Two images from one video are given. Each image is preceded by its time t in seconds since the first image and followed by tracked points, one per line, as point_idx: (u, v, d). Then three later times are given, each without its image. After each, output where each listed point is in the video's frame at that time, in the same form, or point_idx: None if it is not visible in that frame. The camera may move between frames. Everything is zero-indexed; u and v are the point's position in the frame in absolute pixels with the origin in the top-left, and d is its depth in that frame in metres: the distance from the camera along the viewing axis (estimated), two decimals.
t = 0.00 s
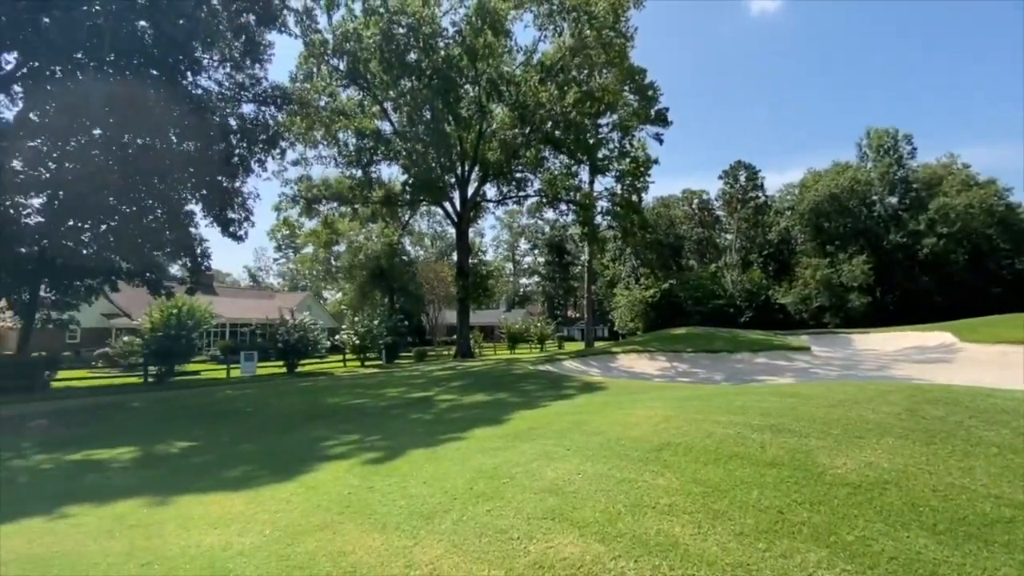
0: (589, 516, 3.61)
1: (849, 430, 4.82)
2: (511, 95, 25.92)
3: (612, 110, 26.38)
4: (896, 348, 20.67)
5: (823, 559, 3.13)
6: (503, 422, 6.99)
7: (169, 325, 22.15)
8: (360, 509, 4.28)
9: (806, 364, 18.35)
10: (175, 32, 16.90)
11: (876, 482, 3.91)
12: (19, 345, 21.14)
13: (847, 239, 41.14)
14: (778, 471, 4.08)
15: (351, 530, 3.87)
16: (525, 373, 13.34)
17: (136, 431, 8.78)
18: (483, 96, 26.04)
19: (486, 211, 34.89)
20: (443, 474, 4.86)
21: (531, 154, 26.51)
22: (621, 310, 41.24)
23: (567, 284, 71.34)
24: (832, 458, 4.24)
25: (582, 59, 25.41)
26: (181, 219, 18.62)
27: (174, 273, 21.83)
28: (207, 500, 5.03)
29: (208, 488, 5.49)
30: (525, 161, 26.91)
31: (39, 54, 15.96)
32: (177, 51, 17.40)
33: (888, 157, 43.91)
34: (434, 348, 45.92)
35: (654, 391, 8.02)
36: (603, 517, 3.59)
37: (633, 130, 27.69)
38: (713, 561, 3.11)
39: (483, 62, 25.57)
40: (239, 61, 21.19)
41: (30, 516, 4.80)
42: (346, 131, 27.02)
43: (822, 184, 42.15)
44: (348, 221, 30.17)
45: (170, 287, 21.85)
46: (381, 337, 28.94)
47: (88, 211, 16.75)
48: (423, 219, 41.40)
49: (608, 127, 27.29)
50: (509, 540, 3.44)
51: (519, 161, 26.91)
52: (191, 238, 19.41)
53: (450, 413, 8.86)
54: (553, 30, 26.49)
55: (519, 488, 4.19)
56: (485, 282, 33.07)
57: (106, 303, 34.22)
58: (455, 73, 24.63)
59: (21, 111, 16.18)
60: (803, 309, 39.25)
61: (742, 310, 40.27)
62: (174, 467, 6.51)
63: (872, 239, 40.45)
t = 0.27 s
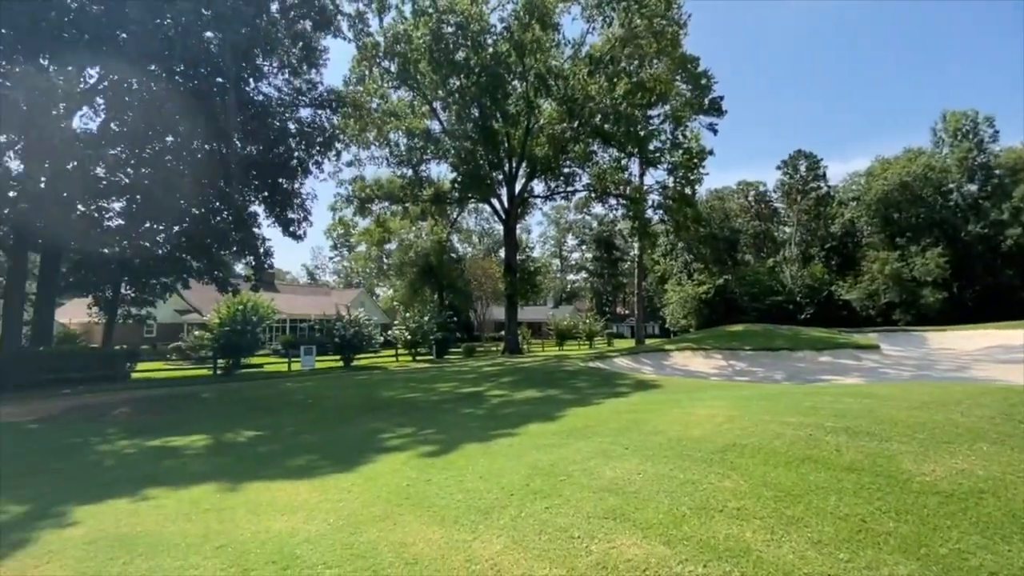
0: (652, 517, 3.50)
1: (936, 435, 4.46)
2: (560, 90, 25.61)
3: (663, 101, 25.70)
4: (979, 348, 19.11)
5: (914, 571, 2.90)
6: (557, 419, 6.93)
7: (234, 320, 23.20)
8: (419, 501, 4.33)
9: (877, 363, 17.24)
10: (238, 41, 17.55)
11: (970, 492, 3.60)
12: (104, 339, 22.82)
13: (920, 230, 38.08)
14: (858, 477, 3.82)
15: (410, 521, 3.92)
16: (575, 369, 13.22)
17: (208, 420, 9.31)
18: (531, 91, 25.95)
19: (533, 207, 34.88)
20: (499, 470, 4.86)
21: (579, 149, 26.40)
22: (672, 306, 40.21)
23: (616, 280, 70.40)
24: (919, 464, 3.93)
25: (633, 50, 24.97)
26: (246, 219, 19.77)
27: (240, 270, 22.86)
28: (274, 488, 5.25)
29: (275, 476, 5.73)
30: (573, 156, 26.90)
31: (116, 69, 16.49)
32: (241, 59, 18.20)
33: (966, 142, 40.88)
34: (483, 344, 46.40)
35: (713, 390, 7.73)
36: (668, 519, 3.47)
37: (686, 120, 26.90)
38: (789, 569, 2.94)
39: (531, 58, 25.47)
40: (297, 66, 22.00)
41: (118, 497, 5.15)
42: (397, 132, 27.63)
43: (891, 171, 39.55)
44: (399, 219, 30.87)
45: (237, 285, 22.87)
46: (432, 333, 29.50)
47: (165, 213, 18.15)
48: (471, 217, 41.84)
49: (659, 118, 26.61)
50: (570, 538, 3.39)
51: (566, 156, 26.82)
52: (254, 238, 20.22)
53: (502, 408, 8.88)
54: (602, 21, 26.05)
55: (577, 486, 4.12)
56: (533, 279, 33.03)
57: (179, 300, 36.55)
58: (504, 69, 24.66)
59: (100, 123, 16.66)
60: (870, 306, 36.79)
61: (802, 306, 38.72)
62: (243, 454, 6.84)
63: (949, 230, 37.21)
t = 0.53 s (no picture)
0: (710, 520, 3.34)
1: None
2: (601, 80, 24.92)
3: (709, 88, 24.86)
4: None
5: None
6: (602, 416, 6.77)
7: (284, 315, 24.02)
8: (465, 494, 4.30)
9: (946, 363, 16.12)
10: (288, 44, 18.21)
11: None
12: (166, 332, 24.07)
13: (992, 220, 35.45)
14: (937, 494, 3.56)
15: (457, 516, 3.87)
16: (619, 365, 12.97)
17: (260, 410, 9.62)
18: (572, 82, 25.59)
19: (574, 201, 34.54)
20: (546, 465, 4.78)
21: (621, 141, 25.94)
22: (719, 302, 39.02)
23: (659, 274, 69.08)
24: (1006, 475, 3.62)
25: (678, 37, 24.32)
26: (295, 217, 20.47)
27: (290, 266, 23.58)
28: (324, 478, 5.34)
29: (324, 466, 5.83)
30: (614, 148, 26.48)
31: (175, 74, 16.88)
32: (289, 61, 18.73)
33: None
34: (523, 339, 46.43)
35: (768, 389, 7.38)
36: (727, 523, 3.32)
37: (734, 108, 25.94)
38: None
39: (572, 49, 25.09)
40: (342, 67, 22.42)
41: (179, 482, 5.36)
42: (438, 129, 27.80)
43: (959, 157, 36.95)
44: (440, 215, 31.23)
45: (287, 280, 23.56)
46: (473, 328, 29.72)
47: (221, 213, 19.01)
48: (512, 212, 41.82)
49: (705, 107, 25.78)
50: (621, 540, 3.26)
51: (608, 147, 26.42)
52: (303, 233, 20.73)
53: (546, 403, 8.79)
54: (646, 8, 25.43)
55: (628, 485, 4.00)
56: (574, 274, 32.78)
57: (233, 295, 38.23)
58: (544, 62, 24.46)
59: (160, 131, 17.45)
60: (936, 302, 34.43)
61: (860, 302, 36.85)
62: (294, 444, 7.01)
63: None
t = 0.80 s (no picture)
0: (766, 529, 3.17)
1: None
2: (639, 69, 24.25)
3: (753, 75, 23.96)
4: None
5: None
6: (643, 413, 6.54)
7: (324, 310, 24.38)
8: (503, 493, 4.20)
9: (1014, 362, 15.03)
10: (326, 42, 18.49)
11: None
12: (214, 326, 25.00)
13: None
14: (1018, 510, 3.27)
15: (495, 515, 3.78)
16: (658, 361, 12.64)
17: (300, 403, 9.79)
18: (609, 73, 25.11)
19: (610, 195, 33.99)
20: (585, 464, 4.63)
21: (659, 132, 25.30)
22: (761, 297, 37.72)
23: (698, 269, 67.63)
24: None
25: (719, 22, 23.56)
26: (334, 214, 20.91)
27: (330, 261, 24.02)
28: (362, 471, 5.34)
29: (362, 460, 5.84)
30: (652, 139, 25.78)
31: (221, 77, 17.59)
32: (327, 59, 19.05)
33: None
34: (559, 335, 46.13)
35: (820, 388, 7.00)
36: (784, 534, 3.13)
37: (779, 94, 24.92)
38: None
39: (607, 39, 24.60)
40: (378, 65, 22.66)
41: (223, 473, 5.46)
42: (474, 125, 27.82)
43: None
44: (475, 210, 31.35)
45: (327, 276, 24.02)
46: (508, 323, 29.74)
47: (265, 210, 19.68)
48: (546, 206, 41.55)
49: (748, 94, 24.86)
50: (669, 547, 3.10)
51: (646, 139, 25.80)
52: (342, 232, 21.28)
53: (583, 400, 8.61)
54: None
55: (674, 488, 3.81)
56: (609, 269, 32.31)
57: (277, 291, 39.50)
58: (580, 52, 24.09)
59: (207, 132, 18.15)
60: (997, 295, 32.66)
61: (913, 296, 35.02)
62: (332, 437, 7.08)
63: None
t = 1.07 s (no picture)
0: (820, 547, 2.93)
1: None
2: (671, 59, 23.59)
3: (791, 62, 23.05)
4: None
5: None
6: (678, 415, 6.27)
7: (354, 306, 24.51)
8: (532, 497, 4.01)
9: None
10: (353, 38, 18.59)
11: None
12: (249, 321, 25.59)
13: None
14: None
15: (522, 521, 3.60)
16: (691, 359, 12.24)
17: (329, 398, 9.84)
18: (640, 63, 24.52)
19: (640, 188, 33.39)
20: (619, 468, 4.41)
21: (692, 123, 24.60)
22: (798, 292, 36.51)
23: (732, 264, 66.48)
24: None
25: (756, 7, 22.73)
26: (362, 210, 21.40)
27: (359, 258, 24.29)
28: (387, 470, 5.25)
29: (387, 458, 5.75)
30: (684, 130, 25.07)
31: (252, 76, 18.12)
32: (356, 56, 19.19)
33: None
34: (588, 331, 45.74)
35: (868, 390, 6.59)
36: (840, 553, 2.87)
37: (819, 82, 23.92)
38: None
39: (637, 28, 24.01)
40: (406, 62, 22.70)
41: (250, 469, 5.44)
42: (501, 120, 27.63)
43: None
44: (503, 206, 31.23)
45: (356, 272, 24.32)
46: (536, 319, 29.53)
47: (296, 208, 20.07)
48: (575, 201, 41.13)
49: (785, 82, 23.96)
50: (712, 563, 2.87)
51: (678, 131, 25.14)
52: (371, 228, 21.74)
53: (614, 399, 8.35)
54: None
55: (716, 497, 3.56)
56: (639, 264, 31.50)
57: (309, 286, 40.33)
58: (609, 42, 23.61)
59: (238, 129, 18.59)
60: None
61: (963, 293, 33.41)
62: (359, 433, 7.03)
63: None
